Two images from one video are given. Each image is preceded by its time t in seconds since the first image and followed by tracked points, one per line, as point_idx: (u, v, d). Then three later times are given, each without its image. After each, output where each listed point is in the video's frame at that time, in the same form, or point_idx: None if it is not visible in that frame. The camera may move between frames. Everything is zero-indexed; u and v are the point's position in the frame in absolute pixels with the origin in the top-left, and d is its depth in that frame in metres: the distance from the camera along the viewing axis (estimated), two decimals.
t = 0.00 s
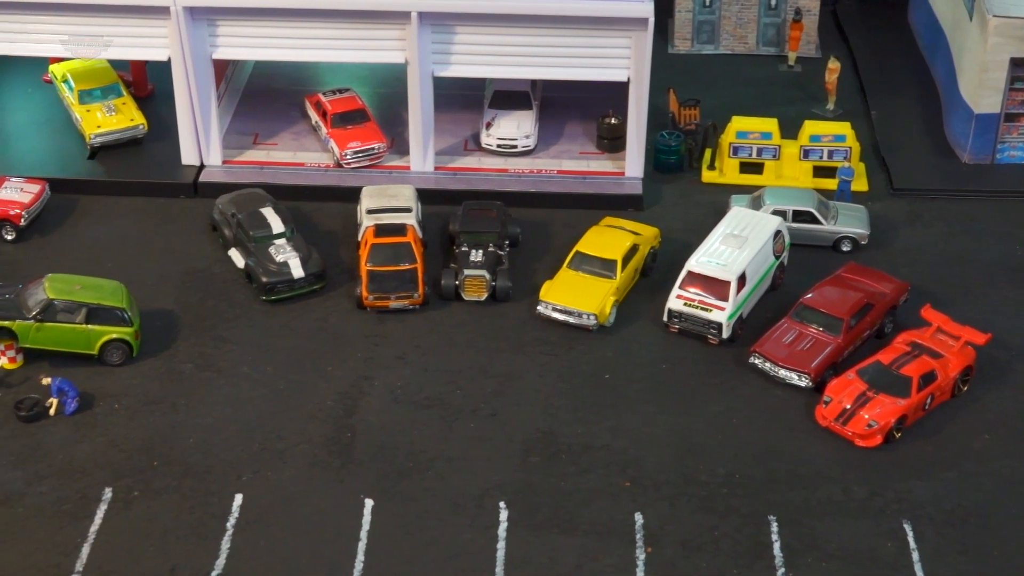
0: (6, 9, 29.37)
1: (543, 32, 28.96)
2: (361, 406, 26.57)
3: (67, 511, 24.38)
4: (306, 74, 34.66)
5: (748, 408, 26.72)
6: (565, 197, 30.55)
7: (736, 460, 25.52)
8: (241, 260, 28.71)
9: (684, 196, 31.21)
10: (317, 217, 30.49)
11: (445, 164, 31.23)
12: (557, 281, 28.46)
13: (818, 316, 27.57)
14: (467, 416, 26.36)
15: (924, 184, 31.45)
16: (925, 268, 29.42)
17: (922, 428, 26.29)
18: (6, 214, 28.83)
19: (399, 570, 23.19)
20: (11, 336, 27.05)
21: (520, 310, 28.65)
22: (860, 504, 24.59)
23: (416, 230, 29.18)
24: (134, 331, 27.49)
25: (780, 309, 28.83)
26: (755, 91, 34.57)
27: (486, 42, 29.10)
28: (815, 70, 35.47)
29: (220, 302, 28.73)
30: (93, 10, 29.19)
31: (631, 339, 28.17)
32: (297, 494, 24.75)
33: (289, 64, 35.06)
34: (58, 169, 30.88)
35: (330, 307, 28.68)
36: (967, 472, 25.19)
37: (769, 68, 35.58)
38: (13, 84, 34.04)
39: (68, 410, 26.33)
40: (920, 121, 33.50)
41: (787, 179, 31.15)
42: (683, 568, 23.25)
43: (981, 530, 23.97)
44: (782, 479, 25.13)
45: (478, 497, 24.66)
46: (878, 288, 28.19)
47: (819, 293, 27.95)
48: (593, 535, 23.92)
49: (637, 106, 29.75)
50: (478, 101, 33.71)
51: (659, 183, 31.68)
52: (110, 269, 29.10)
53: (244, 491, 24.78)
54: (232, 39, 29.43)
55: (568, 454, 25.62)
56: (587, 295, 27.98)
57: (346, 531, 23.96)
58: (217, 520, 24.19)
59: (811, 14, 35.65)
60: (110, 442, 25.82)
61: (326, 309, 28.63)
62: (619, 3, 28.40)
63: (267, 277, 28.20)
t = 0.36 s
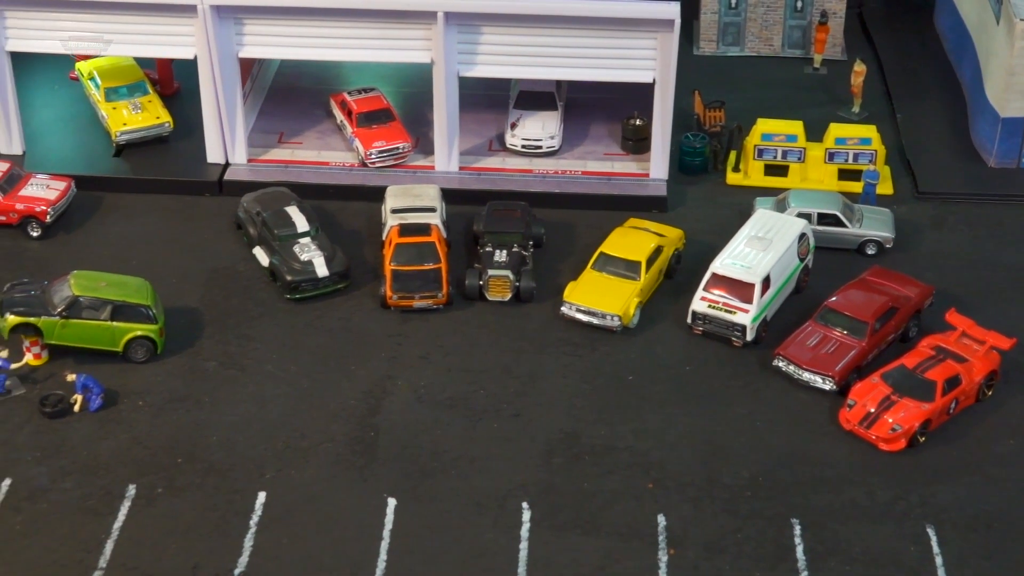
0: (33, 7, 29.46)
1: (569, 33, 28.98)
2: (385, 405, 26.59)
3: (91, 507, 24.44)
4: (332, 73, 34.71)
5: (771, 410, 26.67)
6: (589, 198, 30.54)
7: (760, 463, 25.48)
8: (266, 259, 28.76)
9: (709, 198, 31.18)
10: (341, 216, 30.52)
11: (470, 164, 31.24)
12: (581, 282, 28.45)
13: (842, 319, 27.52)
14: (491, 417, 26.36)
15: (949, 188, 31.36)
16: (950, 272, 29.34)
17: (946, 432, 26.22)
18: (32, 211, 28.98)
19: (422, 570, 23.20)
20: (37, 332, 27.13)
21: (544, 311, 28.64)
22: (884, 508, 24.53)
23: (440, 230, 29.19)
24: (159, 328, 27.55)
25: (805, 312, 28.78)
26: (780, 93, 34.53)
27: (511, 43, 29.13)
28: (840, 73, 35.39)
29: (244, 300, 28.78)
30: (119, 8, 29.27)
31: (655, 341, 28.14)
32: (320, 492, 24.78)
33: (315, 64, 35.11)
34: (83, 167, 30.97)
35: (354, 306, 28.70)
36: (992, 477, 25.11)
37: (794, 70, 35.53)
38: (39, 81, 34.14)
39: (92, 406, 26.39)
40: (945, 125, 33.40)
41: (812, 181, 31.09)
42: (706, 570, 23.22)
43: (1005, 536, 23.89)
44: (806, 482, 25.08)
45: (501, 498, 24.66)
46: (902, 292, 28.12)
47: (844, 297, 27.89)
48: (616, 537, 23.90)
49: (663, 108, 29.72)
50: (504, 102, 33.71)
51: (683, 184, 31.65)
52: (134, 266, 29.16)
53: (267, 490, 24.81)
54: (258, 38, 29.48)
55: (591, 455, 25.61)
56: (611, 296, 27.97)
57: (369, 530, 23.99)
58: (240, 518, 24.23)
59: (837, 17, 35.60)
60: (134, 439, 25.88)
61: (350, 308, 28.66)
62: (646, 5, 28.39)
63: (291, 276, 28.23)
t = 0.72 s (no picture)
0: (57, 4, 29.54)
1: (593, 34, 28.97)
2: (406, 405, 26.61)
3: (113, 504, 24.51)
4: (356, 73, 34.76)
5: (794, 414, 26.63)
6: (612, 200, 30.52)
7: (782, 466, 25.45)
8: (288, 258, 28.81)
9: (732, 200, 31.15)
10: (364, 215, 30.56)
11: (492, 165, 31.26)
12: (603, 283, 28.44)
13: (865, 323, 27.46)
14: (512, 417, 26.37)
15: (973, 192, 31.28)
16: (973, 276, 29.25)
17: (969, 437, 26.15)
18: (56, 208, 29.18)
19: (443, 570, 23.22)
20: (60, 330, 27.21)
21: (566, 312, 28.64)
22: (906, 512, 24.48)
23: (463, 230, 29.20)
24: (182, 326, 27.61)
25: (827, 315, 28.73)
26: (803, 96, 34.49)
27: (535, 44, 29.14)
28: (864, 76, 35.31)
29: (266, 299, 28.83)
30: (143, 7, 29.33)
31: (677, 343, 28.12)
32: (342, 492, 24.81)
33: (338, 63, 35.17)
34: (106, 165, 31.06)
35: (376, 306, 28.73)
36: (1015, 483, 25.04)
37: (817, 73, 35.48)
38: (64, 78, 34.24)
39: (115, 404, 26.45)
40: (969, 129, 33.32)
41: (835, 185, 31.04)
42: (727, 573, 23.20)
43: None
44: (827, 486, 25.04)
45: (522, 498, 24.67)
46: (925, 296, 28.05)
47: (867, 300, 27.83)
48: (637, 538, 23.89)
49: (687, 110, 29.71)
50: (527, 103, 33.71)
51: (706, 187, 31.63)
52: (157, 264, 29.24)
53: (289, 488, 24.85)
54: (282, 38, 29.53)
55: (612, 456, 25.60)
56: (634, 298, 27.95)
57: (390, 530, 24.01)
58: (261, 517, 24.27)
59: (862, 20, 35.56)
60: (157, 436, 25.95)
61: (372, 308, 28.69)
62: (671, 7, 28.38)
63: (314, 275, 28.27)
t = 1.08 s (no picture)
0: (80, 6, 29.63)
1: (615, 39, 28.98)
2: (426, 409, 26.62)
3: (134, 505, 24.56)
4: (378, 77, 34.80)
5: (814, 420, 26.60)
6: (632, 204, 30.52)
7: (802, 472, 25.41)
8: (309, 261, 28.87)
9: (753, 206, 31.15)
10: (384, 218, 30.60)
11: (513, 169, 31.30)
12: (624, 288, 28.44)
13: (886, 329, 27.42)
14: (532, 421, 26.37)
15: (994, 200, 31.22)
16: (994, 284, 29.20)
17: (990, 445, 26.10)
18: (78, 210, 29.33)
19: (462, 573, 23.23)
20: (81, 330, 27.28)
21: (586, 316, 28.64)
22: (925, 520, 24.43)
23: (483, 234, 29.21)
24: (202, 328, 27.65)
25: (848, 322, 28.70)
26: (825, 102, 34.47)
27: (557, 48, 29.17)
28: (885, 83, 35.28)
29: (287, 301, 28.88)
30: (166, 9, 29.40)
31: (697, 348, 28.11)
32: (361, 494, 24.83)
33: (360, 67, 35.22)
34: (128, 167, 31.13)
35: (396, 309, 28.76)
36: None
37: (838, 79, 35.46)
38: (86, 80, 34.34)
39: (136, 405, 26.51)
40: (990, 136, 33.25)
41: (856, 191, 31.03)
42: None
43: None
44: (847, 492, 25.01)
45: (542, 503, 24.67)
46: (946, 303, 28.00)
47: (887, 307, 27.79)
48: (656, 544, 23.88)
49: (708, 115, 29.72)
50: (549, 107, 33.74)
51: (727, 192, 31.62)
52: (177, 266, 29.30)
53: (308, 491, 24.88)
54: (305, 41, 29.58)
55: (632, 461, 25.59)
56: (654, 303, 27.94)
57: (409, 533, 24.03)
58: (281, 519, 24.30)
59: (884, 26, 35.52)
60: (177, 437, 26.00)
61: (392, 311, 28.72)
62: (693, 12, 28.41)
63: (334, 278, 28.31)
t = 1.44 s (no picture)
0: (105, 9, 29.73)
1: (640, 45, 29.01)
2: (449, 413, 26.65)
3: (156, 507, 24.62)
4: (402, 81, 34.86)
5: (837, 428, 26.55)
6: (656, 210, 30.51)
7: (824, 480, 25.37)
8: (332, 264, 28.93)
9: (776, 212, 31.13)
10: (407, 222, 30.65)
11: (536, 174, 31.32)
12: (646, 294, 28.44)
13: (909, 337, 27.37)
14: (554, 426, 26.38)
15: (1018, 209, 31.15)
16: (1018, 293, 29.13)
17: (1013, 454, 26.02)
18: (103, 211, 29.47)
19: None
20: (105, 332, 27.36)
21: (609, 322, 28.64)
22: (948, 528, 24.37)
23: (506, 239, 29.24)
24: (225, 330, 27.70)
25: (871, 329, 28.66)
26: (848, 109, 34.44)
27: (582, 54, 29.24)
28: (909, 90, 35.23)
29: (310, 304, 28.93)
30: (191, 12, 29.50)
31: (720, 355, 28.10)
32: (383, 498, 24.85)
33: (385, 71, 35.29)
34: (152, 169, 31.23)
35: (419, 313, 28.79)
36: None
37: (862, 86, 35.43)
38: (111, 82, 34.47)
39: (159, 406, 26.57)
40: (1015, 144, 33.16)
41: (880, 199, 30.98)
42: None
43: None
44: (869, 500, 24.96)
45: (564, 508, 24.67)
46: (970, 311, 27.94)
47: (911, 315, 27.74)
48: (677, 550, 23.86)
49: (732, 121, 29.72)
50: (573, 113, 33.76)
51: (750, 199, 31.60)
52: (200, 268, 29.38)
53: (330, 494, 24.92)
54: (330, 45, 29.67)
55: (654, 467, 25.58)
56: (677, 309, 27.95)
57: (431, 537, 24.05)
58: (303, 522, 24.34)
59: (908, 33, 35.48)
60: (200, 439, 26.06)
61: (414, 315, 28.75)
62: (718, 18, 28.35)
63: (357, 281, 28.35)
